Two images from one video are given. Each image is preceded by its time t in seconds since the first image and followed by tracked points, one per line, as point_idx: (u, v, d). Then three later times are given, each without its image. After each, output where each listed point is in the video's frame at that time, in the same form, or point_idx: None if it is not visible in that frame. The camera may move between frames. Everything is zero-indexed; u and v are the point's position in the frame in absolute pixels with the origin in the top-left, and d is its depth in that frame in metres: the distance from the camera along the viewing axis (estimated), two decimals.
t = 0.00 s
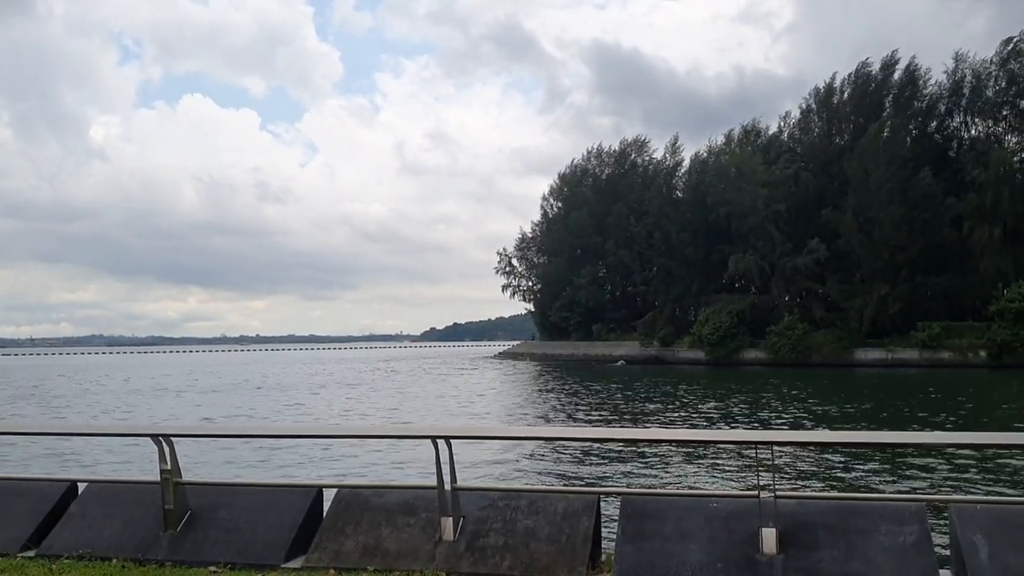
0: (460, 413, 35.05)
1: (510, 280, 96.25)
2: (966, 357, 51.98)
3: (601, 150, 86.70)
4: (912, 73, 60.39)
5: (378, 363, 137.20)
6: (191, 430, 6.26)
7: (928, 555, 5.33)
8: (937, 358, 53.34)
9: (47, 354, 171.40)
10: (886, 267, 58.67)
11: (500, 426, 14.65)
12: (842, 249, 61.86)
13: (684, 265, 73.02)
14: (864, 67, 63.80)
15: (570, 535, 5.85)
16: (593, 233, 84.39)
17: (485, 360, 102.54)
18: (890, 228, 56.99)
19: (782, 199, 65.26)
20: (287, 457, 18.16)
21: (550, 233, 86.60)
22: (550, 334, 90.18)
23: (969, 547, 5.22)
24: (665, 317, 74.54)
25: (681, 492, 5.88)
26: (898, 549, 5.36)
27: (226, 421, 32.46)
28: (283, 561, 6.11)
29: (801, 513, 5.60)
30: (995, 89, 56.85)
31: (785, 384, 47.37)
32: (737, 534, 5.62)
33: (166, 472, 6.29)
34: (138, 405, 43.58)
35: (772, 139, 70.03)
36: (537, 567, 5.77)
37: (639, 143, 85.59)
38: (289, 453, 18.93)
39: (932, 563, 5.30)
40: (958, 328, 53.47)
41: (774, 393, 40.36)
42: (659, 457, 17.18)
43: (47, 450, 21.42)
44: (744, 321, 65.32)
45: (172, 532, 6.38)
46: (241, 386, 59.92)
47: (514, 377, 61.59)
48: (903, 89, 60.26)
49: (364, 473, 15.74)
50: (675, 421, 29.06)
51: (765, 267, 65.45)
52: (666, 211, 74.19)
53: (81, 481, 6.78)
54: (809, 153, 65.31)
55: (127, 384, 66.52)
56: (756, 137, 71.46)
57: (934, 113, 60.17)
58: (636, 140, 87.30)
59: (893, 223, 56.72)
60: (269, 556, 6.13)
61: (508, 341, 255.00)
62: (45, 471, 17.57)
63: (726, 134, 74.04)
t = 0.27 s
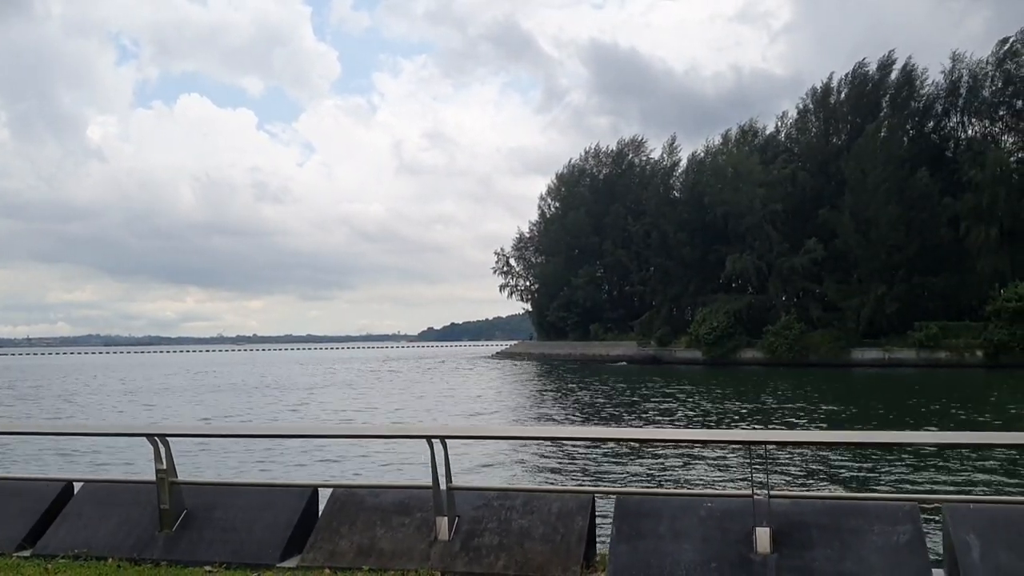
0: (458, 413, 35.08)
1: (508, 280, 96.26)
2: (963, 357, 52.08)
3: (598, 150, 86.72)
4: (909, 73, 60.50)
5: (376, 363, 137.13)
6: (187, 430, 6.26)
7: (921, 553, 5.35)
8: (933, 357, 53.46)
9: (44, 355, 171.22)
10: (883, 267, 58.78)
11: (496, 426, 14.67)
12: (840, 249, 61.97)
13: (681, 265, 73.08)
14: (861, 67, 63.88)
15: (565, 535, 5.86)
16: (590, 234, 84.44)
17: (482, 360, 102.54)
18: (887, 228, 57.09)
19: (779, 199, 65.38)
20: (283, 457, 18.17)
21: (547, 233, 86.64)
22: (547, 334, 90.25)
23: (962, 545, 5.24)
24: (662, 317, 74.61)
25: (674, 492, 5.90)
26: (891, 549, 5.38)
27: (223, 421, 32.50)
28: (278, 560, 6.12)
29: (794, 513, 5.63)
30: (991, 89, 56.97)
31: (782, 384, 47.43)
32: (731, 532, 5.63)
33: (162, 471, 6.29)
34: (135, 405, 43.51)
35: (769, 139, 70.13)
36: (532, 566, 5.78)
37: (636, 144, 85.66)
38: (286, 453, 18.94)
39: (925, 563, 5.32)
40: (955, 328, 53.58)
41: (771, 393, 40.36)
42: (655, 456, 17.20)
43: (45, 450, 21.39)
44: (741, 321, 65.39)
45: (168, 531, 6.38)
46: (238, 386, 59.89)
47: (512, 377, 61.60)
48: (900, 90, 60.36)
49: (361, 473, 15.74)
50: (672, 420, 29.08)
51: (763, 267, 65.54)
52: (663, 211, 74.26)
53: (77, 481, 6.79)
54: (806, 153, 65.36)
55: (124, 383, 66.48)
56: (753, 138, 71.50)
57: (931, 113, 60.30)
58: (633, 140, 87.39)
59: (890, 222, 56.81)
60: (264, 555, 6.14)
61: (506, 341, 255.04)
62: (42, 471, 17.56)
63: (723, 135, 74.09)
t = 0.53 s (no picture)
0: (457, 413, 35.05)
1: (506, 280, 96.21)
2: (960, 357, 52.11)
3: (596, 150, 86.69)
4: (907, 73, 60.54)
5: (374, 363, 136.99)
6: (183, 430, 6.25)
7: (918, 553, 5.35)
8: (931, 358, 53.50)
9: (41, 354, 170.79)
10: (880, 267, 58.82)
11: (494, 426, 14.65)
12: (837, 249, 62.00)
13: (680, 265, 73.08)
14: (859, 67, 63.91)
15: (562, 535, 5.86)
16: (589, 234, 84.41)
17: (481, 360, 102.51)
18: (885, 228, 57.12)
19: (778, 199, 65.47)
20: (281, 456, 18.13)
21: (546, 233, 86.62)
22: (546, 334, 90.25)
23: (958, 544, 5.25)
24: (660, 317, 74.61)
25: (672, 492, 5.90)
26: (888, 548, 5.39)
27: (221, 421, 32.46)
28: (276, 560, 6.12)
29: (791, 512, 5.63)
30: (988, 89, 56.98)
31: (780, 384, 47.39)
32: (729, 532, 5.63)
33: (159, 471, 6.28)
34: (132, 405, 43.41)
35: (767, 139, 70.14)
36: (529, 566, 5.77)
37: (634, 143, 85.66)
38: (284, 453, 18.90)
39: (922, 562, 5.32)
40: (953, 328, 53.59)
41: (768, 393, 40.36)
42: (653, 455, 17.20)
43: (41, 450, 21.31)
44: (739, 321, 65.42)
45: (165, 531, 6.38)
46: (235, 386, 59.77)
47: (510, 377, 61.55)
48: (897, 90, 60.38)
49: (358, 472, 15.72)
50: (672, 420, 29.08)
51: (761, 267, 65.57)
52: (661, 211, 74.23)
53: (74, 480, 6.78)
54: (803, 153, 65.39)
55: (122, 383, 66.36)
56: (751, 138, 71.49)
57: (929, 113, 60.36)
58: (632, 140, 87.36)
59: (887, 223, 56.86)
60: (262, 555, 6.13)
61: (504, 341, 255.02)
62: (39, 470, 17.52)
63: (721, 135, 74.05)
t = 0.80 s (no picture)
0: (455, 413, 35.11)
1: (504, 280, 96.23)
2: (958, 358, 52.23)
3: (594, 150, 86.69)
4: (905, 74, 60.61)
5: (372, 363, 137.03)
6: (182, 430, 6.24)
7: (916, 554, 5.36)
8: (928, 358, 53.61)
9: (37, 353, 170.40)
10: (878, 268, 58.89)
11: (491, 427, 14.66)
12: (835, 249, 62.07)
13: (677, 265, 73.16)
14: (856, 68, 63.98)
15: (561, 536, 5.87)
16: (586, 234, 84.44)
17: (479, 360, 102.58)
18: (882, 229, 57.15)
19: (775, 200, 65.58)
20: (279, 456, 18.12)
21: (543, 233, 86.66)
22: (543, 334, 90.33)
23: (957, 546, 5.26)
24: (658, 318, 74.66)
25: (671, 492, 5.91)
26: (887, 549, 5.40)
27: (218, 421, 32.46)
28: (275, 561, 6.11)
29: (790, 512, 5.63)
30: (986, 90, 57.01)
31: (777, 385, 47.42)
32: (727, 532, 5.65)
33: (157, 472, 6.28)
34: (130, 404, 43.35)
35: (765, 140, 70.21)
36: (528, 566, 5.78)
37: (632, 144, 85.70)
38: (282, 453, 18.89)
39: (920, 562, 5.33)
40: (950, 329, 53.66)
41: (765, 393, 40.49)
42: (651, 456, 17.23)
43: (38, 450, 21.27)
44: (736, 322, 65.49)
45: (163, 531, 6.38)
46: (233, 386, 59.73)
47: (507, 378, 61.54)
48: (895, 91, 60.41)
49: (356, 472, 15.72)
50: (670, 420, 29.16)
51: (758, 267, 65.64)
52: (658, 212, 74.27)
53: (72, 480, 6.78)
54: (801, 154, 65.49)
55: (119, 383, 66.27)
56: (748, 138, 71.55)
57: (926, 114, 60.45)
58: (629, 141, 87.37)
59: (885, 223, 56.92)
60: (261, 555, 6.14)
61: (502, 341, 255.10)
62: (37, 470, 17.50)
63: (719, 135, 74.07)
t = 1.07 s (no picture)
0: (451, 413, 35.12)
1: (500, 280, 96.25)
2: (953, 358, 52.39)
3: (590, 150, 86.67)
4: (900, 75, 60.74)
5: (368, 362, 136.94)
6: (178, 431, 6.23)
7: (913, 554, 5.37)
8: (924, 359, 53.75)
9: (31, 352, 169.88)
10: (874, 268, 58.98)
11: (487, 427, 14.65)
12: (831, 250, 62.14)
13: (674, 265, 73.23)
14: (852, 68, 64.04)
15: (558, 536, 5.87)
16: (583, 234, 84.45)
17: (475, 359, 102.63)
18: (878, 229, 57.24)
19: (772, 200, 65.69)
20: (275, 457, 18.11)
21: (540, 233, 86.64)
22: (540, 334, 90.39)
23: (953, 546, 5.27)
24: (654, 318, 74.73)
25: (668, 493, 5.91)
26: (883, 550, 5.41)
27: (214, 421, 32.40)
28: (272, 562, 6.11)
29: (787, 514, 5.64)
30: (981, 91, 57.12)
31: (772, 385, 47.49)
32: (724, 533, 5.65)
33: (154, 473, 6.27)
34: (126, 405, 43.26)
35: (761, 141, 70.28)
36: (526, 567, 5.78)
37: (628, 144, 85.72)
38: (278, 453, 18.86)
39: (917, 562, 5.34)
40: (946, 329, 53.75)
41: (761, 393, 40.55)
42: (648, 456, 17.24)
43: (33, 451, 21.22)
44: (732, 322, 65.57)
45: (160, 531, 6.37)
46: (229, 386, 59.64)
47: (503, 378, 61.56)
48: (891, 91, 60.52)
49: (353, 473, 15.72)
50: (667, 421, 29.21)
51: (754, 268, 65.70)
52: (655, 212, 74.30)
53: (68, 481, 6.76)
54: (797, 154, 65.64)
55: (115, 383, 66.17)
56: (745, 139, 71.65)
57: (922, 115, 60.57)
58: (626, 141, 87.37)
59: (881, 224, 56.99)
60: (258, 556, 6.13)
61: (498, 341, 255.14)
62: (33, 470, 17.47)
63: (715, 136, 74.10)
